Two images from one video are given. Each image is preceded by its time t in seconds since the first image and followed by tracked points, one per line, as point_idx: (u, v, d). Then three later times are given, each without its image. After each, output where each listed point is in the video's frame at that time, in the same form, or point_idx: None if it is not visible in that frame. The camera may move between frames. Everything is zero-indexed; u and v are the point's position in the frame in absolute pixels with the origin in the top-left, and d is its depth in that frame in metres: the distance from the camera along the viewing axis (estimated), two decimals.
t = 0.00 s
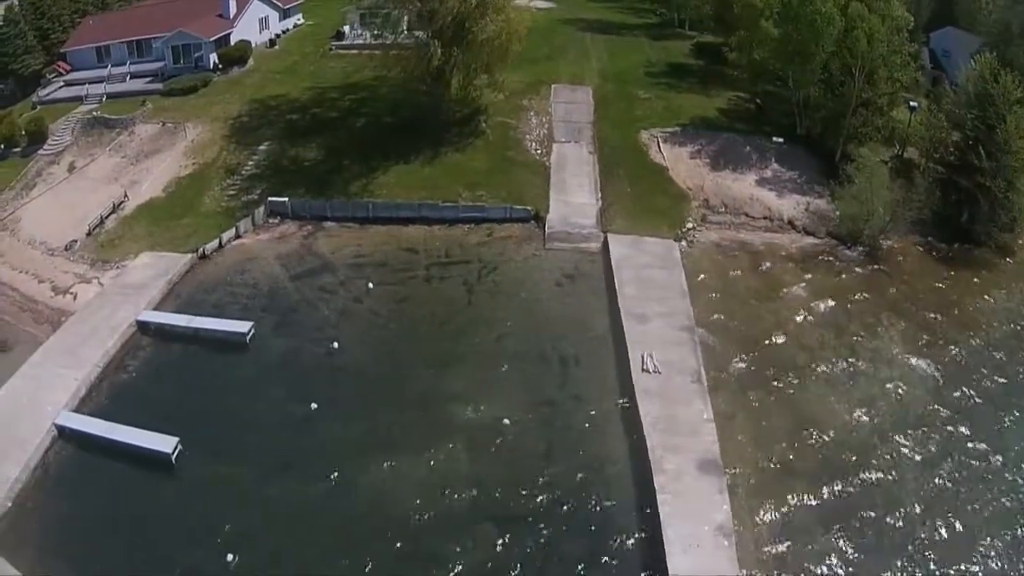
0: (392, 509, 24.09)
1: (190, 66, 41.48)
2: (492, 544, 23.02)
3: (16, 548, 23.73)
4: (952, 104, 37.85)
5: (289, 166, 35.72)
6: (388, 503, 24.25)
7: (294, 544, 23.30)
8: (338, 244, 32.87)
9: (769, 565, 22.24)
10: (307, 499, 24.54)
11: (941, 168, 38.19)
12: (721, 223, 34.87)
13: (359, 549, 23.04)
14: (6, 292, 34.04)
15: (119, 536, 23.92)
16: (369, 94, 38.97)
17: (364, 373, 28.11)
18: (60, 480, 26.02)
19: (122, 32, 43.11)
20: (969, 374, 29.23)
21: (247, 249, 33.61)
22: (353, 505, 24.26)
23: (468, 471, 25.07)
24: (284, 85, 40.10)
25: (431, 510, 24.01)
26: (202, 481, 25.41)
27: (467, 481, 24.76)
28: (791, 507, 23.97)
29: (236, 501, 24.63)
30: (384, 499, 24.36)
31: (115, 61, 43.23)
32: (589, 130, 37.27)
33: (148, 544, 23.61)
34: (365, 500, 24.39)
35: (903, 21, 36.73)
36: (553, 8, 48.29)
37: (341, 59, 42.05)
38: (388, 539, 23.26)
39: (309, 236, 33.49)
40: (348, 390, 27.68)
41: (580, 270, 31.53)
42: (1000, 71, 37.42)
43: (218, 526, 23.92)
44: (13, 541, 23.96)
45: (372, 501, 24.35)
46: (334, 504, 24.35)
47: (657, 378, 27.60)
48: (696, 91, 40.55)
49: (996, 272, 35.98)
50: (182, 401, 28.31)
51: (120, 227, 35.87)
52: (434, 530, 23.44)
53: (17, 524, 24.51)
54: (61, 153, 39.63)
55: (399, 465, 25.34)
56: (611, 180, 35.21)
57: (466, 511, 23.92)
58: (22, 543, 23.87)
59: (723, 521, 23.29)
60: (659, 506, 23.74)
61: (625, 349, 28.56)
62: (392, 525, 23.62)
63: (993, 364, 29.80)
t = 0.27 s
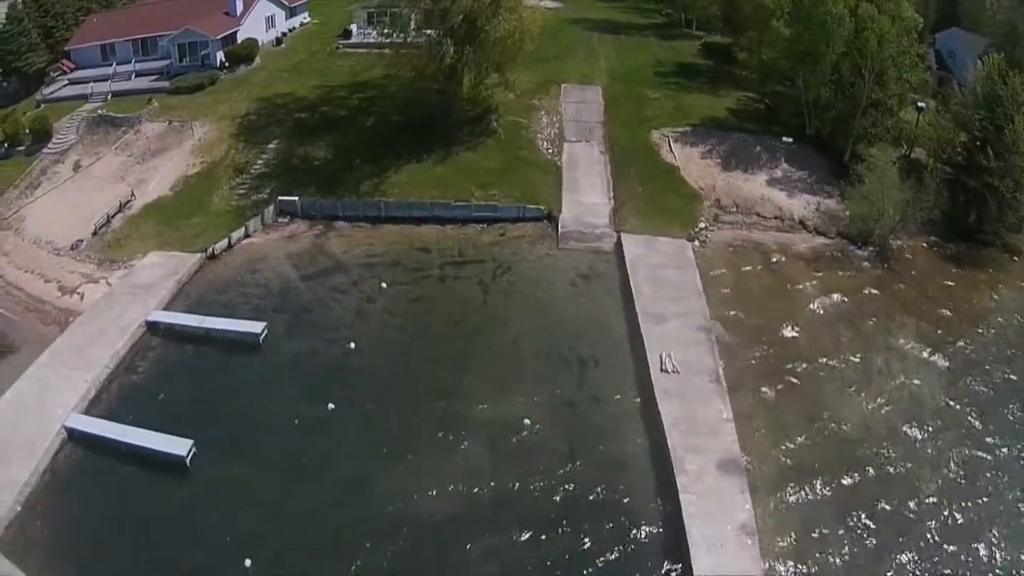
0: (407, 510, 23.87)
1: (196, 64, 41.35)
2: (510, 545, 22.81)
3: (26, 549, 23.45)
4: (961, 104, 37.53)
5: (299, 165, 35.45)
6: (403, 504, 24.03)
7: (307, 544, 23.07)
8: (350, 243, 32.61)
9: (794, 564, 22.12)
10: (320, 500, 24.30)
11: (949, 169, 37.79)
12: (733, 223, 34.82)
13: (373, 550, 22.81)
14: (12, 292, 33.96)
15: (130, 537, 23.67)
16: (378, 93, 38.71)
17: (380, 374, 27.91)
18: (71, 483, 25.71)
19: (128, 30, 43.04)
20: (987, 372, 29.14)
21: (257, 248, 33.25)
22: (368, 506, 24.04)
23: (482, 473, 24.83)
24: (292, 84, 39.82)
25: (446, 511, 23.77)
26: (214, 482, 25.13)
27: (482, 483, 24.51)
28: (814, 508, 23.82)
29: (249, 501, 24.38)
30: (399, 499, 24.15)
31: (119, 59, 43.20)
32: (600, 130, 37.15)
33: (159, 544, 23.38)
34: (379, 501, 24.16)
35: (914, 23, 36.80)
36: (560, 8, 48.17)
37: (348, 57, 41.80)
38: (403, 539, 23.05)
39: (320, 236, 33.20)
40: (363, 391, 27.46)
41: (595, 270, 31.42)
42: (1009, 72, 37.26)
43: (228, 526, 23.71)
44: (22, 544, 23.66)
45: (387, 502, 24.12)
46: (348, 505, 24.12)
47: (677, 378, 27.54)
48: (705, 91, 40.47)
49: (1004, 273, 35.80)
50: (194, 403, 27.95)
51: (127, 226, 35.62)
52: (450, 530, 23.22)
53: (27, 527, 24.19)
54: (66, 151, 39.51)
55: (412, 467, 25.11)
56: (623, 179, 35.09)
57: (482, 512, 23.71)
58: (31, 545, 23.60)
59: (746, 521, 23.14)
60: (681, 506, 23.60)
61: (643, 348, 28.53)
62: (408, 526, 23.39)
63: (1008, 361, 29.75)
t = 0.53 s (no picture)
0: (424, 509, 23.65)
1: (203, 61, 41.06)
2: (530, 543, 22.63)
3: (37, 552, 23.13)
4: (969, 103, 37.19)
5: (309, 163, 35.19)
6: (422, 503, 23.81)
7: (324, 543, 22.82)
8: (363, 242, 32.36)
9: (819, 560, 22.04)
10: (337, 499, 24.06)
11: (957, 168, 37.48)
12: (745, 222, 34.81)
13: (390, 548, 22.57)
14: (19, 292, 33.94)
15: (143, 538, 23.36)
16: (387, 91, 38.50)
17: (398, 374, 27.68)
18: (83, 485, 25.35)
19: (131, 28, 42.70)
20: (1005, 368, 29.20)
21: (268, 246, 32.91)
22: (384, 504, 23.82)
23: (497, 474, 24.60)
24: (300, 81, 39.58)
25: (463, 510, 23.53)
26: (228, 483, 24.83)
27: (500, 484, 24.28)
28: (838, 505, 23.69)
29: (264, 501, 24.13)
30: (417, 497, 23.97)
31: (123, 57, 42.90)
32: (611, 128, 37.05)
33: (173, 545, 23.10)
34: (396, 499, 23.95)
35: (922, 24, 36.85)
36: (565, 7, 48.09)
37: (356, 55, 41.59)
38: (420, 538, 22.84)
39: (332, 234, 32.92)
40: (380, 390, 27.26)
41: (610, 268, 31.39)
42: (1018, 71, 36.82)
43: (243, 525, 23.47)
44: (32, 546, 23.33)
45: (405, 501, 23.89)
46: (365, 505, 23.85)
47: (696, 377, 27.56)
48: (713, 90, 40.42)
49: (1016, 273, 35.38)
50: (208, 403, 27.63)
51: (135, 225, 35.33)
52: (468, 529, 23.02)
53: (37, 529, 23.85)
54: (71, 149, 39.22)
55: (429, 466, 24.88)
56: (636, 178, 35.02)
57: (500, 511, 23.52)
58: (44, 547, 23.26)
59: (769, 518, 23.05)
60: (706, 503, 23.49)
61: (662, 347, 28.53)
62: (426, 526, 23.15)
63: None
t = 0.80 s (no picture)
0: (447, 509, 23.47)
1: (211, 58, 40.92)
2: (554, 544, 22.50)
3: (52, 555, 22.85)
4: (976, 103, 37.09)
5: (320, 162, 34.95)
6: (444, 503, 23.64)
7: (346, 544, 22.62)
8: (377, 241, 32.13)
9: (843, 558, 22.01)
10: (358, 499, 23.86)
11: (964, 168, 37.46)
12: (758, 222, 34.83)
13: (413, 549, 22.39)
14: (27, 292, 33.84)
15: (163, 539, 23.11)
16: (398, 90, 38.29)
17: (416, 374, 27.47)
18: (97, 488, 25.06)
19: (136, 26, 42.69)
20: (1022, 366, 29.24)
21: (281, 246, 32.60)
22: (406, 505, 23.62)
23: (520, 474, 24.45)
24: (309, 80, 39.35)
25: (487, 510, 23.37)
26: (247, 484, 24.60)
27: (522, 484, 24.13)
28: (861, 503, 23.66)
29: (283, 502, 23.91)
30: (439, 497, 23.80)
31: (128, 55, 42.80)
32: (622, 127, 36.97)
33: (194, 546, 22.85)
34: (418, 499, 23.76)
35: (932, 24, 36.72)
36: (573, 6, 47.98)
37: (364, 54, 41.37)
38: (444, 538, 22.67)
39: (345, 233, 32.66)
40: (399, 389, 27.06)
41: (625, 268, 31.38)
42: None
43: (264, 527, 23.23)
44: (46, 550, 23.04)
45: (427, 501, 23.71)
46: (387, 506, 23.61)
47: (716, 376, 27.52)
48: (722, 90, 40.39)
49: None
50: (223, 404, 27.31)
51: (143, 224, 35.10)
52: (492, 529, 22.86)
53: (51, 533, 23.56)
54: (77, 147, 39.29)
55: (450, 467, 24.69)
56: (649, 178, 34.97)
57: (523, 511, 23.37)
58: (59, 551, 22.98)
59: (792, 516, 22.98)
60: (730, 502, 23.40)
61: (681, 347, 28.48)
62: (449, 526, 22.98)
63: None
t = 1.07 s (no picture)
0: (469, 509, 23.30)
1: (218, 56, 40.73)
2: (577, 543, 22.38)
3: (67, 559, 22.57)
4: (984, 104, 36.98)
5: (332, 161, 34.72)
6: (465, 502, 23.46)
7: (367, 545, 22.43)
8: (391, 241, 31.91)
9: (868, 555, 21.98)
10: (378, 499, 23.65)
11: (973, 168, 37.41)
12: (770, 222, 34.87)
13: (435, 550, 22.23)
14: (35, 293, 33.68)
15: (182, 541, 22.85)
16: (408, 89, 38.10)
17: (434, 373, 27.29)
18: (111, 491, 24.75)
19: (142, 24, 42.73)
20: None
21: (293, 245, 32.34)
22: (427, 505, 23.44)
23: (542, 474, 24.30)
24: (318, 79, 39.17)
25: (509, 510, 23.22)
26: (265, 485, 24.34)
27: (544, 483, 23.99)
28: (883, 501, 23.67)
29: (303, 504, 23.62)
30: (460, 496, 23.64)
31: (133, 53, 42.84)
32: (633, 127, 36.90)
33: (212, 548, 22.60)
34: (439, 499, 23.59)
35: (941, 26, 36.61)
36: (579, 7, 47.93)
37: (373, 52, 41.19)
38: (467, 537, 22.53)
39: (357, 232, 32.40)
40: (418, 388, 26.88)
41: (640, 268, 31.37)
42: None
43: (282, 528, 22.99)
44: (61, 554, 22.75)
45: (448, 501, 23.53)
46: (410, 508, 23.38)
47: (735, 375, 27.54)
48: (731, 90, 40.38)
49: None
50: (239, 405, 27.02)
51: (152, 223, 34.78)
52: (514, 528, 22.73)
53: (66, 537, 23.27)
54: (82, 146, 39.08)
55: (470, 466, 24.50)
56: (661, 178, 34.95)
57: (545, 511, 23.22)
58: (74, 555, 22.70)
59: (815, 514, 22.99)
60: (754, 500, 23.35)
61: (700, 348, 28.47)
62: (471, 525, 22.83)
63: None
